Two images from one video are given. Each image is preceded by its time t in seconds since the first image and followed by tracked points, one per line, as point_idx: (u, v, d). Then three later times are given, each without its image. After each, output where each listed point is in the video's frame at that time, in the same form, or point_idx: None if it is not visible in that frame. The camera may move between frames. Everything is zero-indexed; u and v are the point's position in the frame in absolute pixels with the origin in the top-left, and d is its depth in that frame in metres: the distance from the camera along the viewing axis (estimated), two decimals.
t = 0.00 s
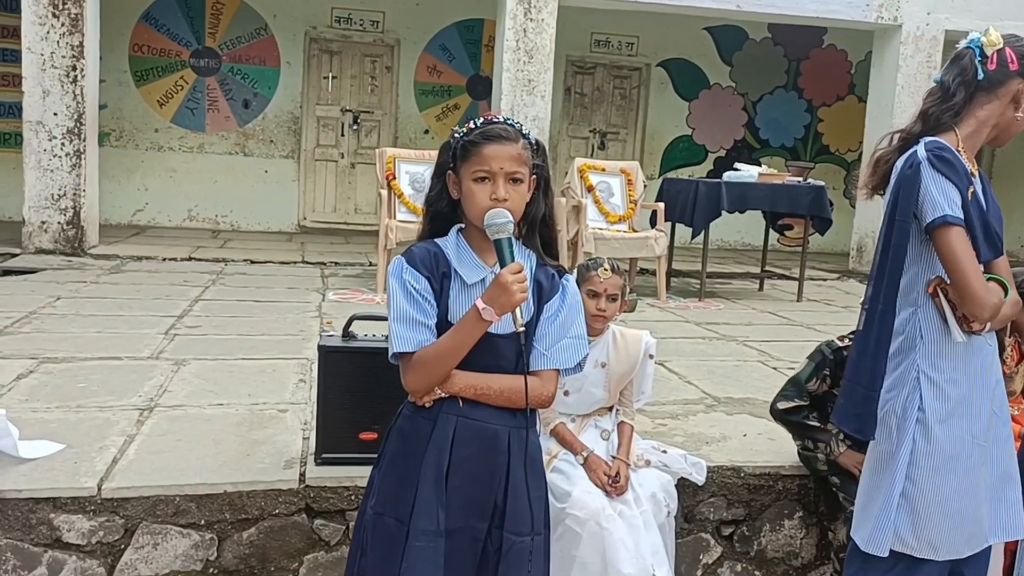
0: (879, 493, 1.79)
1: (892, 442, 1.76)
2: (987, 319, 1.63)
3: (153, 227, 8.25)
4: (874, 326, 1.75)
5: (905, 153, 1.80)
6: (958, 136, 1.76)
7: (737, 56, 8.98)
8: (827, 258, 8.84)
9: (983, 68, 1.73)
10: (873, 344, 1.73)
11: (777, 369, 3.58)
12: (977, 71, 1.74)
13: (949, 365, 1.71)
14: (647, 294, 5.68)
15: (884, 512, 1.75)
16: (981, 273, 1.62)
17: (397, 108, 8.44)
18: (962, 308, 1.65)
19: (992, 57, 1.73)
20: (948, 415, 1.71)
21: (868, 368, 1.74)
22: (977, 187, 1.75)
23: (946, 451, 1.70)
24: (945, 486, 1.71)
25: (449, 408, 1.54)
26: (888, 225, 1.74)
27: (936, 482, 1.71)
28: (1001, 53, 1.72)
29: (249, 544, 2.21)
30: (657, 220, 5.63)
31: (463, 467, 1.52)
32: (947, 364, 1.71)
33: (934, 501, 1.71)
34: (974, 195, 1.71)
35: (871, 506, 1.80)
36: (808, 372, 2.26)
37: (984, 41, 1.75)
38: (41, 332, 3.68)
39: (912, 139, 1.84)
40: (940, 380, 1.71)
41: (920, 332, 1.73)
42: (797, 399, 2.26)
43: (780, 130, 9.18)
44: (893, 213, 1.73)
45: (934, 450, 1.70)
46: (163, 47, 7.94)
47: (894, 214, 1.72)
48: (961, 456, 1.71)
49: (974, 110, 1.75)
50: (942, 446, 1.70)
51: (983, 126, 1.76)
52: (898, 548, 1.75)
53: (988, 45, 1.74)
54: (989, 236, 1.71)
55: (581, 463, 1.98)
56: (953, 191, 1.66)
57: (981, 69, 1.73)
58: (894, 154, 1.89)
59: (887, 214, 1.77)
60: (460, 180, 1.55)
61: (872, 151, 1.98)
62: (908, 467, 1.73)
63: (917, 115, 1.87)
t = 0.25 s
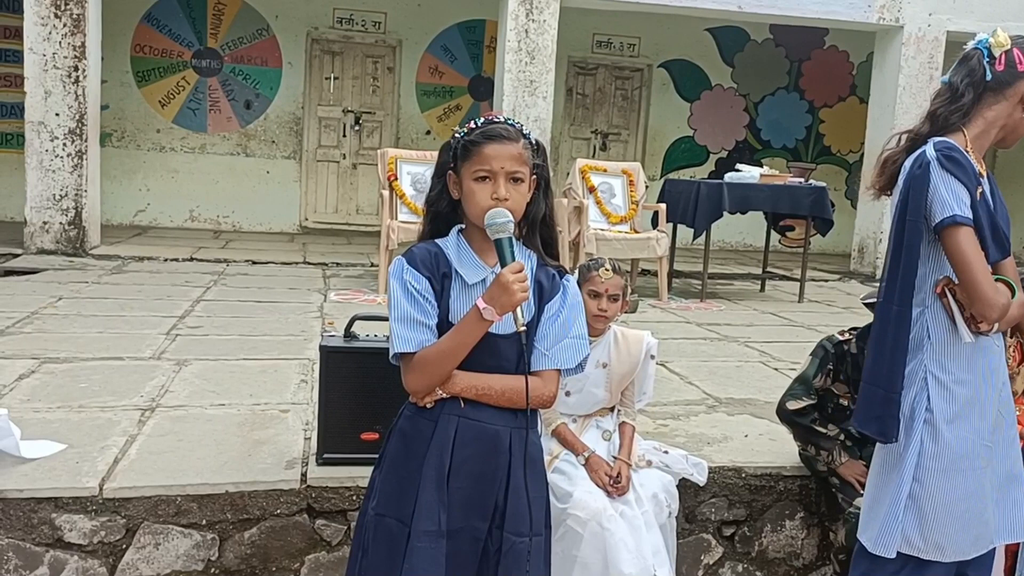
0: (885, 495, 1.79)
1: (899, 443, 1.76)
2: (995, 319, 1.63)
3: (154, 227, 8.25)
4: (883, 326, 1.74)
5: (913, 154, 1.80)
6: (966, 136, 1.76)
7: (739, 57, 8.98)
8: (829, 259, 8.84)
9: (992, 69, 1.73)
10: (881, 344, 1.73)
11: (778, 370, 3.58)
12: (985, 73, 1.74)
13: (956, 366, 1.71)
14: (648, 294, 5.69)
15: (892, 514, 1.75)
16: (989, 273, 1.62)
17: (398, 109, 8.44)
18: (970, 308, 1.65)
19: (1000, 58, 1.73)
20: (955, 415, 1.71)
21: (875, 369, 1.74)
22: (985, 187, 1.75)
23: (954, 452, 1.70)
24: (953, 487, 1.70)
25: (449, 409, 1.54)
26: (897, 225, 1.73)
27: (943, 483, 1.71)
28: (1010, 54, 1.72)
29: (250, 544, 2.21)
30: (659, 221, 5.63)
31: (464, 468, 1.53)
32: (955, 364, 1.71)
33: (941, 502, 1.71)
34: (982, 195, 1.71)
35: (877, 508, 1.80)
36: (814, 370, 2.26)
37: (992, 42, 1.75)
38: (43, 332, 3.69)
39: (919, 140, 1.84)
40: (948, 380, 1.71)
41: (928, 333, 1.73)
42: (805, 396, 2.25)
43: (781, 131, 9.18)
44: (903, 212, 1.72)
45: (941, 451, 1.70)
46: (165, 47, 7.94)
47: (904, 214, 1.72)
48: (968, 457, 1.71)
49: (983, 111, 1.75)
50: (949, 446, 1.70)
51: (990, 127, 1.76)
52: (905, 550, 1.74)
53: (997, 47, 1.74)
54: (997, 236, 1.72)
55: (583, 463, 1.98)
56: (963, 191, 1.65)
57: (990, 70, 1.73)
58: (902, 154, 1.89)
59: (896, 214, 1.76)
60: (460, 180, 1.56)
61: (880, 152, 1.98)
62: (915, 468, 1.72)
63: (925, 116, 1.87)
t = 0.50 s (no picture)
0: (891, 495, 1.79)
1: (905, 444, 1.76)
2: (1004, 320, 1.63)
3: (155, 229, 8.26)
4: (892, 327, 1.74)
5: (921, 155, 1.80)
6: (974, 138, 1.76)
7: (740, 58, 8.98)
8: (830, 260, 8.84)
9: (1001, 72, 1.73)
10: (890, 344, 1.72)
11: (779, 372, 3.58)
12: (995, 75, 1.74)
13: (963, 367, 1.71)
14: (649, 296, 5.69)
15: (897, 515, 1.75)
16: (998, 274, 1.62)
17: (400, 110, 8.45)
18: (979, 310, 1.65)
19: (1009, 61, 1.73)
20: (961, 416, 1.71)
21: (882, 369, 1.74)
22: (994, 189, 1.74)
23: (960, 453, 1.70)
24: (959, 489, 1.71)
25: (449, 411, 1.54)
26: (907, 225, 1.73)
27: (949, 484, 1.71)
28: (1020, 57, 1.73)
29: (251, 546, 2.21)
30: (660, 222, 5.63)
31: (464, 470, 1.53)
32: (961, 365, 1.72)
33: (946, 503, 1.71)
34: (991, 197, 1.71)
35: (882, 510, 1.80)
36: (818, 365, 2.28)
37: (1002, 44, 1.75)
38: (45, 334, 3.69)
39: (927, 141, 1.84)
40: (955, 381, 1.71)
41: (935, 334, 1.73)
42: (813, 393, 2.25)
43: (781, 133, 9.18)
44: (913, 213, 1.72)
45: (948, 452, 1.70)
46: (166, 49, 7.96)
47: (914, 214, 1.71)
48: (974, 458, 1.72)
49: (992, 112, 1.75)
50: (955, 447, 1.70)
51: (999, 128, 1.76)
52: (910, 551, 1.74)
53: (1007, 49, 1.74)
54: (1004, 238, 1.71)
55: (583, 465, 1.98)
56: (972, 192, 1.65)
57: (1000, 72, 1.73)
58: (910, 156, 1.89)
59: (906, 215, 1.76)
60: (460, 182, 1.56)
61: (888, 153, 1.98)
62: (921, 468, 1.72)
63: (934, 117, 1.87)
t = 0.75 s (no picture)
0: (899, 502, 1.78)
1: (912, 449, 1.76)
2: (1006, 325, 1.63)
3: (155, 232, 8.26)
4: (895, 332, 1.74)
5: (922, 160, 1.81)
6: (975, 142, 1.76)
7: (739, 63, 8.99)
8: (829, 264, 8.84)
9: (1002, 76, 1.74)
10: (892, 349, 1.72)
11: (778, 375, 3.58)
12: (995, 80, 1.75)
13: (966, 370, 1.72)
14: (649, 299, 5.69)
15: (906, 521, 1.74)
16: (1000, 279, 1.62)
17: (399, 114, 8.46)
18: (981, 314, 1.66)
19: (1010, 66, 1.74)
20: (966, 420, 1.71)
21: (885, 373, 1.74)
22: (994, 194, 1.74)
23: (966, 457, 1.70)
24: (965, 493, 1.70)
25: (446, 414, 1.54)
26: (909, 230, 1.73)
27: (956, 488, 1.71)
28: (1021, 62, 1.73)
29: (249, 549, 2.21)
30: (659, 226, 5.64)
31: (461, 473, 1.53)
32: (965, 369, 1.72)
33: (955, 508, 1.71)
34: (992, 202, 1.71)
35: (892, 516, 1.79)
36: (819, 366, 2.27)
37: (1002, 49, 1.76)
38: (44, 337, 3.69)
39: (928, 147, 1.85)
40: (959, 385, 1.71)
41: (937, 338, 1.73)
42: (819, 394, 2.25)
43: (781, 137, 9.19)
44: (915, 218, 1.72)
45: (955, 455, 1.70)
46: (166, 53, 7.96)
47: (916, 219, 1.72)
48: (980, 461, 1.72)
49: (993, 116, 1.76)
50: (961, 451, 1.70)
51: (999, 133, 1.76)
52: (921, 557, 1.73)
53: (1007, 54, 1.75)
54: (1005, 242, 1.72)
55: (582, 468, 1.97)
56: (973, 197, 1.66)
57: (1000, 77, 1.74)
58: (912, 161, 1.89)
59: (907, 219, 1.77)
60: (458, 185, 1.56)
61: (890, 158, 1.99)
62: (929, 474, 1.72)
63: (935, 123, 1.88)
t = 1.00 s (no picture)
0: (913, 511, 1.77)
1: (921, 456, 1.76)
2: (1000, 329, 1.64)
3: (155, 234, 8.26)
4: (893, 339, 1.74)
5: (917, 166, 1.81)
6: (969, 148, 1.77)
7: (739, 66, 9.00)
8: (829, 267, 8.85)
9: (995, 80, 1.74)
10: (893, 357, 1.73)
11: (778, 377, 3.58)
12: (989, 84, 1.75)
13: (968, 374, 1.73)
14: (648, 302, 5.69)
15: (922, 529, 1.73)
16: (994, 285, 1.62)
17: (399, 117, 8.47)
18: (976, 319, 1.66)
19: (1003, 69, 1.73)
20: (974, 424, 1.72)
21: (885, 379, 1.75)
22: (988, 198, 1.75)
23: (976, 460, 1.71)
24: (978, 497, 1.70)
25: (444, 414, 1.54)
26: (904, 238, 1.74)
27: (970, 492, 1.71)
28: (1013, 65, 1.73)
29: (249, 550, 2.21)
30: (659, 229, 5.64)
31: (460, 473, 1.53)
32: (967, 373, 1.73)
33: (969, 512, 1.70)
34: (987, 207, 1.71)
35: (905, 523, 1.79)
36: (819, 366, 2.28)
37: (997, 53, 1.76)
38: (43, 339, 3.69)
39: (924, 152, 1.85)
40: (961, 389, 1.72)
41: (936, 343, 1.74)
42: (821, 395, 2.24)
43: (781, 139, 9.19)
44: (911, 226, 1.72)
45: (965, 459, 1.70)
46: (166, 55, 7.97)
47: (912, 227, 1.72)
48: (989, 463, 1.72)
49: (987, 121, 1.76)
50: (972, 455, 1.70)
51: (993, 137, 1.76)
52: (941, 565, 1.72)
53: (1001, 57, 1.75)
54: (1000, 245, 1.72)
55: (582, 470, 1.97)
56: (968, 204, 1.66)
57: (994, 81, 1.74)
58: (907, 166, 1.90)
59: (902, 227, 1.77)
60: (455, 185, 1.56)
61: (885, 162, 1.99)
62: (942, 479, 1.72)
63: (930, 127, 1.88)
